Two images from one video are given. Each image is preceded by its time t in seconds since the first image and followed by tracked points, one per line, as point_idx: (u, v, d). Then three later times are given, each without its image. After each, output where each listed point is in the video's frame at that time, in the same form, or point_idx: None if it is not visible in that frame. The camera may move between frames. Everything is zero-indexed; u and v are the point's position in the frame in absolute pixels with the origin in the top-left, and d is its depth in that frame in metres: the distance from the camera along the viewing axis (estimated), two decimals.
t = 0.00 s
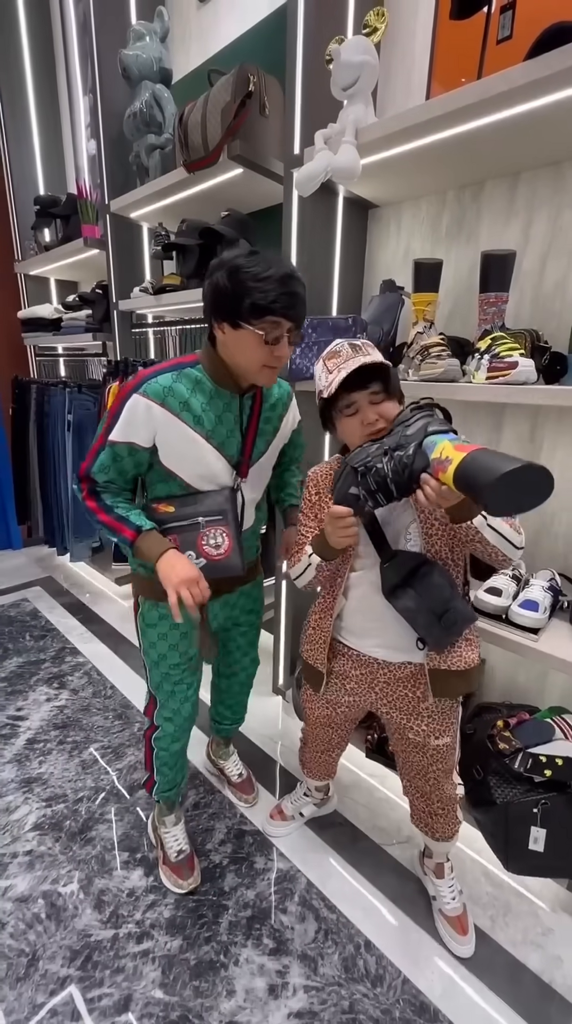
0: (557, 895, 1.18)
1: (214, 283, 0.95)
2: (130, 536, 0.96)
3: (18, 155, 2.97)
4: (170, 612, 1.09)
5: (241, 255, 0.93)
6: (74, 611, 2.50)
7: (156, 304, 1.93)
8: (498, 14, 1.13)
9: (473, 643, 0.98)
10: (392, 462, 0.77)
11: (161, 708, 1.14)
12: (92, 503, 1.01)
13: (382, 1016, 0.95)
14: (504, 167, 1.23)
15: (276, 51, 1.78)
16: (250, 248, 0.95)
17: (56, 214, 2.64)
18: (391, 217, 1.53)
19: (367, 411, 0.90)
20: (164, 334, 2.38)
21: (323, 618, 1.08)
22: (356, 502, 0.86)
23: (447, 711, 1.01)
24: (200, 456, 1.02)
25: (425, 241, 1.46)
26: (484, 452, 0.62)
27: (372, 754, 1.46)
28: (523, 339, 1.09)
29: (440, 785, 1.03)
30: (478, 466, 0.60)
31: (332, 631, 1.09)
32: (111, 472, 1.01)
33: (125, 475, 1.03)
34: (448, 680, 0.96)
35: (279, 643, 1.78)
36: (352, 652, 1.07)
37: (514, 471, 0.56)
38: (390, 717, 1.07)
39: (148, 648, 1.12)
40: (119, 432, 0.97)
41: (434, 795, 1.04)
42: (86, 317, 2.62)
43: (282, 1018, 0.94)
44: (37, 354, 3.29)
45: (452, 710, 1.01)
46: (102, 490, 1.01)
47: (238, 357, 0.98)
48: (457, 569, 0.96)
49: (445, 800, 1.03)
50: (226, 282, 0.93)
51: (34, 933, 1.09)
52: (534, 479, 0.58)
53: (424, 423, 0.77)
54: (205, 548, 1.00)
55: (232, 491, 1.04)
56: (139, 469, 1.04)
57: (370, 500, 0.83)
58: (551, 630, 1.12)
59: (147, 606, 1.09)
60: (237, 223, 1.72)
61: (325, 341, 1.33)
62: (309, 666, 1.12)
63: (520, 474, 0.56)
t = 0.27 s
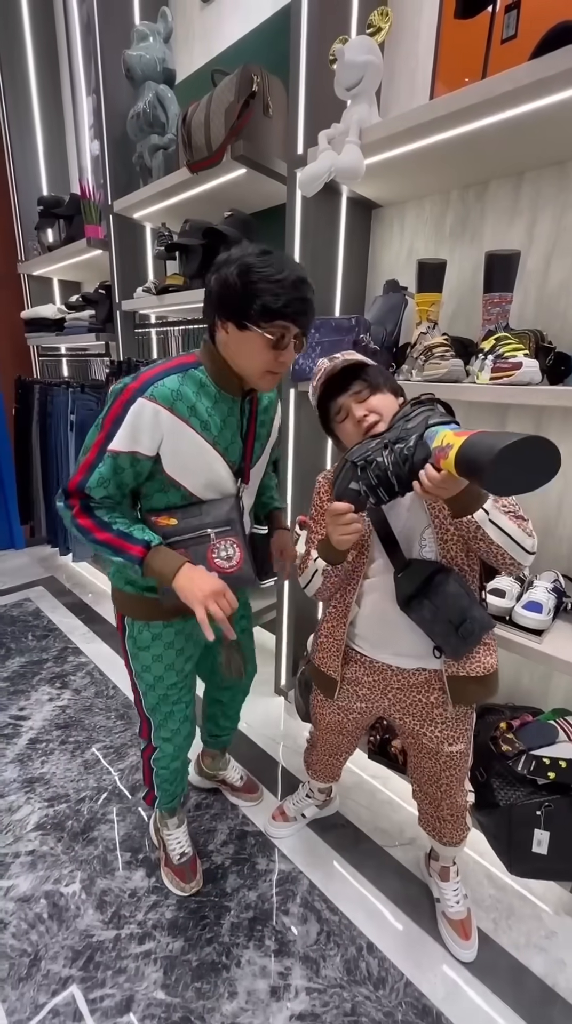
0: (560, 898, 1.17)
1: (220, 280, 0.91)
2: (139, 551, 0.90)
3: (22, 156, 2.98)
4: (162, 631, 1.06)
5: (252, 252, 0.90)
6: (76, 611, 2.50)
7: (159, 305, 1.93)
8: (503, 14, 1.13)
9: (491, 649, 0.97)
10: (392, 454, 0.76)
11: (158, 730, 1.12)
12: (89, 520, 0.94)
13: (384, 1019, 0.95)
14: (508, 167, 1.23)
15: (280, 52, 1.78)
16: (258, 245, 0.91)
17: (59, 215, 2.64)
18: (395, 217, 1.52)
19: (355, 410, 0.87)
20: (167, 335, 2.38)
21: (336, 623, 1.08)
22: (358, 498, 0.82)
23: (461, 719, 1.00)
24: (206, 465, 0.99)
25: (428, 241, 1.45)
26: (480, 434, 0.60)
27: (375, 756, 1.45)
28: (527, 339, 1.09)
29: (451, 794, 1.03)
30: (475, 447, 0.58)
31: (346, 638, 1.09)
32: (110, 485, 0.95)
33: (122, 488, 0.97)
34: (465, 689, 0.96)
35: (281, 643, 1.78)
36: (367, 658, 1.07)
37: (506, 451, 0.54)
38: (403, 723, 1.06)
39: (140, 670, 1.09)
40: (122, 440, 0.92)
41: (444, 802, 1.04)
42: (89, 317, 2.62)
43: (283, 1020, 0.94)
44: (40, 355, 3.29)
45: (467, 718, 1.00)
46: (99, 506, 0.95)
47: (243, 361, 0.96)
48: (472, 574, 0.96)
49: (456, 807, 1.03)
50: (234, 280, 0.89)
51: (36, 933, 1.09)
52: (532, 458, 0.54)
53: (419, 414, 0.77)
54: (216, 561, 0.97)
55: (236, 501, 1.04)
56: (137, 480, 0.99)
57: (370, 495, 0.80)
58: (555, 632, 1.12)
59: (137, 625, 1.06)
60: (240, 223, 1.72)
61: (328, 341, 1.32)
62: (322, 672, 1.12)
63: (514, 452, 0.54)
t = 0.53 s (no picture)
0: (564, 902, 1.17)
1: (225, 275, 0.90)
2: (144, 547, 0.87)
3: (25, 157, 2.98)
4: (156, 642, 1.05)
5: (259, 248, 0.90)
6: (79, 611, 2.50)
7: (162, 305, 1.93)
8: (508, 14, 1.12)
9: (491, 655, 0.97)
10: (392, 459, 0.77)
11: (151, 738, 1.11)
12: (83, 527, 0.89)
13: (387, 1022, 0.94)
14: (513, 167, 1.22)
15: (284, 52, 1.78)
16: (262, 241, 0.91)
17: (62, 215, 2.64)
18: (398, 217, 1.52)
19: (363, 410, 0.87)
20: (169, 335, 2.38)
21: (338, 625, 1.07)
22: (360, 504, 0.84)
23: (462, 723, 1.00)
24: (198, 466, 1.00)
25: (432, 242, 1.45)
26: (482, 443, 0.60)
27: (377, 758, 1.45)
28: (532, 340, 1.09)
29: (452, 795, 1.02)
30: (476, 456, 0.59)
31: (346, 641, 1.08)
32: (103, 490, 0.91)
33: (115, 493, 0.95)
34: (467, 693, 0.96)
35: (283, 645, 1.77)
36: (367, 660, 1.06)
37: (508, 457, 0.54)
38: (404, 724, 1.06)
39: (133, 682, 1.08)
40: (116, 442, 0.90)
41: (446, 804, 1.03)
42: (92, 318, 2.62)
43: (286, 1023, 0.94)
44: (42, 355, 3.30)
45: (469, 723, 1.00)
46: (91, 514, 0.91)
47: (242, 357, 0.96)
48: (474, 578, 0.95)
49: (457, 811, 1.02)
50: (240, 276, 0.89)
51: (38, 934, 1.09)
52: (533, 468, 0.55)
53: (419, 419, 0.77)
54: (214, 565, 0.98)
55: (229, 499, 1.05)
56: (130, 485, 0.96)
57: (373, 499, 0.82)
58: (559, 635, 1.11)
59: (130, 639, 1.05)
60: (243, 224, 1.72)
61: (331, 341, 1.32)
62: (322, 674, 1.12)
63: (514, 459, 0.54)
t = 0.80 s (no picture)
0: (565, 904, 1.16)
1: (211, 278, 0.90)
2: (138, 558, 0.88)
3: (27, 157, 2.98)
4: (151, 642, 1.05)
5: (246, 249, 0.90)
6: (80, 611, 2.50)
7: (163, 305, 1.93)
8: (510, 13, 1.12)
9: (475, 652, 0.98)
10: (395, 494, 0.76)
11: (147, 738, 1.11)
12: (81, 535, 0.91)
13: None
14: (515, 166, 1.22)
15: (285, 52, 1.78)
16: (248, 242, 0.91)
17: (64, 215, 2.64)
18: (400, 217, 1.52)
19: (361, 422, 0.85)
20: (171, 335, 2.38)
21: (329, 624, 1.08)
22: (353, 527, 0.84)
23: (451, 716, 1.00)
24: (192, 470, 1.00)
25: (434, 242, 1.45)
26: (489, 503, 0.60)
27: (378, 759, 1.45)
28: (534, 340, 1.08)
29: (445, 791, 1.02)
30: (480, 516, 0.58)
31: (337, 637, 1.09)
32: (99, 496, 0.92)
33: (109, 498, 0.95)
34: (454, 688, 0.97)
35: (284, 645, 1.77)
36: (356, 656, 1.07)
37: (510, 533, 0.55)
38: (394, 720, 1.05)
39: (129, 681, 1.08)
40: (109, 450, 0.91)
41: (441, 802, 1.03)
42: (94, 318, 2.62)
43: None
44: (44, 355, 3.30)
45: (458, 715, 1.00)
46: (88, 520, 0.92)
47: (236, 358, 0.95)
48: (460, 577, 0.96)
49: (452, 806, 1.02)
50: (229, 277, 0.88)
51: (38, 934, 1.09)
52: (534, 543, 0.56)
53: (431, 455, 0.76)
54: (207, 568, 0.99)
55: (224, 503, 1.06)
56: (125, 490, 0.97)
57: (366, 526, 0.82)
58: (561, 636, 1.11)
59: (125, 639, 1.05)
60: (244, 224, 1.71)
61: (333, 341, 1.31)
62: (312, 673, 1.12)
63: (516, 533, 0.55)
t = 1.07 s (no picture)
0: (567, 905, 1.16)
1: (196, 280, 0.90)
2: (127, 554, 0.91)
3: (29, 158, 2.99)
4: (149, 634, 1.06)
5: (229, 249, 0.88)
6: (81, 611, 2.50)
7: (165, 306, 1.93)
8: (512, 13, 1.12)
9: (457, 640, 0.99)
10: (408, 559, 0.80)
11: (147, 728, 1.12)
12: (73, 529, 0.94)
13: None
14: (517, 167, 1.22)
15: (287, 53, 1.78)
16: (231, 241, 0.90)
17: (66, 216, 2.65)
18: (401, 217, 1.52)
19: (352, 433, 0.86)
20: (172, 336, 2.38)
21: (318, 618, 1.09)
22: (364, 589, 0.85)
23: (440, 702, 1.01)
24: (183, 468, 1.01)
25: (435, 243, 1.45)
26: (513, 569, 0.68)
27: (379, 759, 1.44)
28: (536, 340, 1.08)
29: (436, 776, 1.02)
30: (510, 580, 0.66)
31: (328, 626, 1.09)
32: (91, 493, 0.95)
33: (102, 495, 0.97)
34: (438, 673, 0.98)
35: (285, 646, 1.77)
36: (345, 642, 1.07)
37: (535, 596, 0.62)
38: (386, 706, 1.06)
39: (129, 672, 1.09)
40: (98, 449, 0.93)
41: (433, 788, 1.03)
42: (95, 318, 2.63)
43: None
44: (45, 356, 3.30)
45: (446, 700, 1.01)
46: (81, 515, 0.95)
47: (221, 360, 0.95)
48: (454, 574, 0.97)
49: (444, 791, 1.02)
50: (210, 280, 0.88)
51: (39, 935, 1.09)
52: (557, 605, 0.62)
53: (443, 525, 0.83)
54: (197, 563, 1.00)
55: (219, 503, 1.06)
56: (118, 487, 0.99)
57: (377, 588, 0.84)
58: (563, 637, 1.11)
59: (126, 631, 1.06)
60: (245, 224, 1.71)
61: (333, 340, 1.32)
62: (303, 664, 1.12)
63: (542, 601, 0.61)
